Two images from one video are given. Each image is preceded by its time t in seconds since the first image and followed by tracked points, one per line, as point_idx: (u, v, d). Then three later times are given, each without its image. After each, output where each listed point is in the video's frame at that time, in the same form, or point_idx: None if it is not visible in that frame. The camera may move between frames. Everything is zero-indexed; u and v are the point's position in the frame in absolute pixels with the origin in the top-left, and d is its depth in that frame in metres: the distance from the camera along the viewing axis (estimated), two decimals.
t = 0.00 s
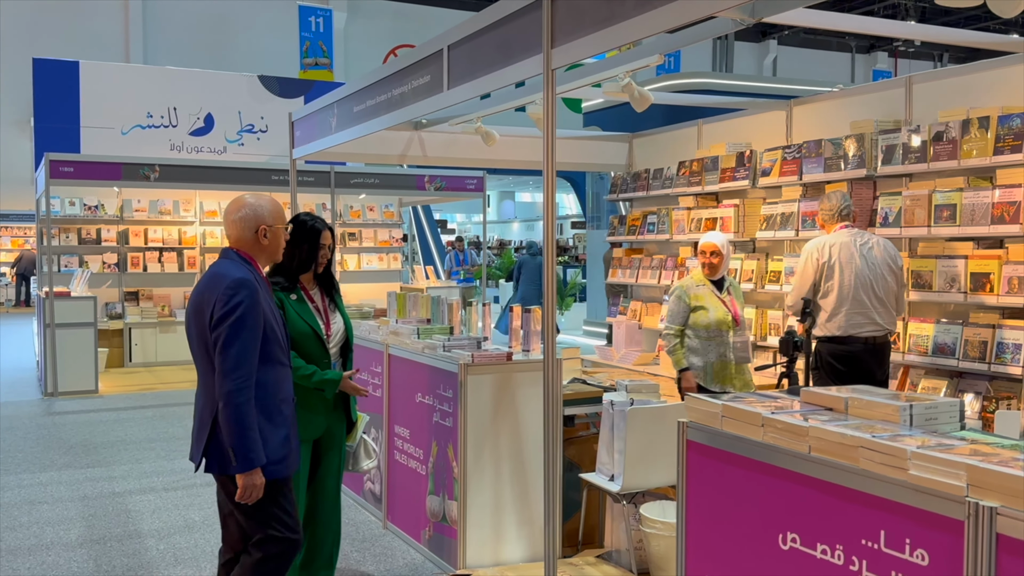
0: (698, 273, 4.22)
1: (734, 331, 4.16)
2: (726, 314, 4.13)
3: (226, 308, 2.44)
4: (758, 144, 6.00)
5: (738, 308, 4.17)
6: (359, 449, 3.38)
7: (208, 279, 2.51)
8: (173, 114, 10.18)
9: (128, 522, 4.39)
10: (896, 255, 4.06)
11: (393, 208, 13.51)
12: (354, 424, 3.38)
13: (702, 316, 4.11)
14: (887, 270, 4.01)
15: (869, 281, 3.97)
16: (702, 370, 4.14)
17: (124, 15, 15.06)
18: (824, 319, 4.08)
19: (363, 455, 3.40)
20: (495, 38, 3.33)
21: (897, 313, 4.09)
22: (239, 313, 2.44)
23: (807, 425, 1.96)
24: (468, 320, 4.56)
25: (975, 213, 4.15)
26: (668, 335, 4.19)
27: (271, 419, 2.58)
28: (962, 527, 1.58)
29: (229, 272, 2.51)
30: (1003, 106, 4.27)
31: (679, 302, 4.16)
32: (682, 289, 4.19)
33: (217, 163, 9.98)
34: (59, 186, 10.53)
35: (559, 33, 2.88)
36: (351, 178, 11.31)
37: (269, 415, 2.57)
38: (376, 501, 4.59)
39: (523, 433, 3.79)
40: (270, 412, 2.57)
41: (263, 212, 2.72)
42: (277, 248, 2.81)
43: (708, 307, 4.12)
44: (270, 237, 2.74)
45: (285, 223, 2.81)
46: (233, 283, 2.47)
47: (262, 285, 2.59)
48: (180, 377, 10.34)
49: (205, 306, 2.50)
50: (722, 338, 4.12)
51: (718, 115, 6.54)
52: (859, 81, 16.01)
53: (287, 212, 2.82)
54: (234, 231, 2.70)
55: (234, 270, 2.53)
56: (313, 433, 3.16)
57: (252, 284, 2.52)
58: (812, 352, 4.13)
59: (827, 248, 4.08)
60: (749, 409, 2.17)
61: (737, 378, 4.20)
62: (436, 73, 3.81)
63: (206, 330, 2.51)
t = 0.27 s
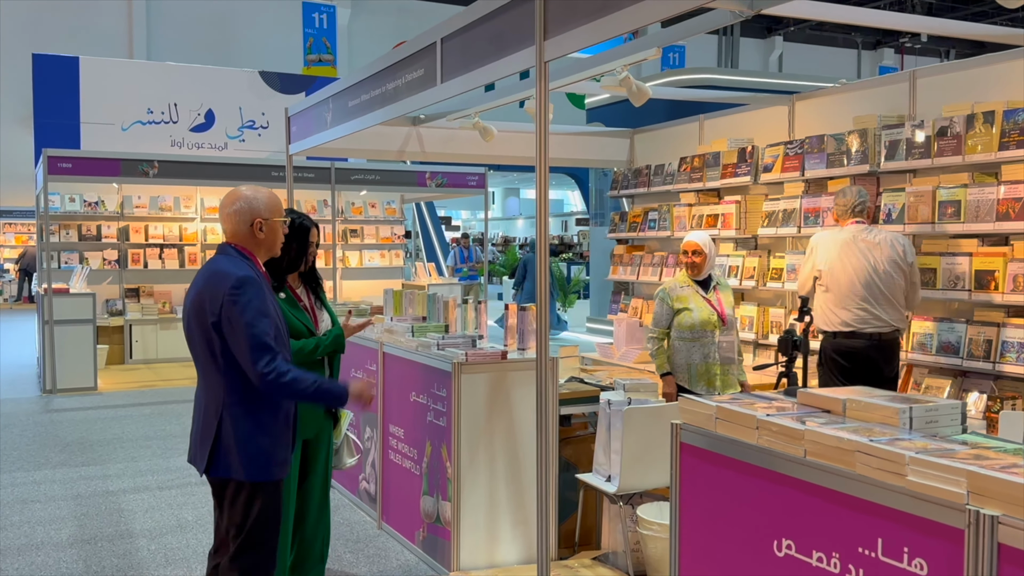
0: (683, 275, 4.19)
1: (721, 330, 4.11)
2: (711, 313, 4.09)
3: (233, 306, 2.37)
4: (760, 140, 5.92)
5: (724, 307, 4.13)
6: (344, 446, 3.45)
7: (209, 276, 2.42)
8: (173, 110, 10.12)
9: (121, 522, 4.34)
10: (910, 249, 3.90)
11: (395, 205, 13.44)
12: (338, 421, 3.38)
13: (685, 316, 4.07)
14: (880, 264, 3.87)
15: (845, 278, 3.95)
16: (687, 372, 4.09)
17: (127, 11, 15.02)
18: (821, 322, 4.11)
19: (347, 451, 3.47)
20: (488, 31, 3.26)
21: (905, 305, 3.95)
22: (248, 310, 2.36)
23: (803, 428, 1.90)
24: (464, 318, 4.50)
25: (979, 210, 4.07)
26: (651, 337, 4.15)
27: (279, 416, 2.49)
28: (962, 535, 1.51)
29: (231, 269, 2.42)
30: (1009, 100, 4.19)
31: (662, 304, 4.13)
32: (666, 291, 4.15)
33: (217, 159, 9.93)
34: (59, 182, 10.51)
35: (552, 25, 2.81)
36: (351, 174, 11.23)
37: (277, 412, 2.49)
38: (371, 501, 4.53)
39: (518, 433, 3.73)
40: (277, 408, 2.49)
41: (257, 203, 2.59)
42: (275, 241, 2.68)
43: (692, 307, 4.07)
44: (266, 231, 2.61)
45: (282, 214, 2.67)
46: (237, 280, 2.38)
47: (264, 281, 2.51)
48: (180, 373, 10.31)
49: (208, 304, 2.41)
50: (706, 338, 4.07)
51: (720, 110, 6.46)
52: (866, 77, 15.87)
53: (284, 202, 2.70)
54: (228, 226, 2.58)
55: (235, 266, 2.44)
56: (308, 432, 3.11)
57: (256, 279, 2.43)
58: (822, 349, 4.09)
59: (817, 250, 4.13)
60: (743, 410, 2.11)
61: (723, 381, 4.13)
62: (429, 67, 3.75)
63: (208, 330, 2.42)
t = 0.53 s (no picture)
0: (683, 272, 4.11)
1: (718, 328, 4.04)
2: (709, 311, 4.01)
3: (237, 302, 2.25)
4: (765, 135, 5.84)
5: (722, 304, 4.05)
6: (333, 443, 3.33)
7: (206, 273, 2.29)
8: (178, 106, 10.04)
9: (117, 521, 4.30)
10: (921, 244, 3.80)
11: (400, 201, 13.37)
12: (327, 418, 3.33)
13: (683, 314, 4.00)
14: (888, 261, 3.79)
15: (853, 282, 3.89)
16: (681, 371, 4.03)
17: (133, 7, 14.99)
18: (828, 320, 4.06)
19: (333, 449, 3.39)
20: (484, 23, 3.20)
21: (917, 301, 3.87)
22: (251, 305, 2.25)
23: (801, 430, 1.84)
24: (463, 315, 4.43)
25: (987, 206, 3.99)
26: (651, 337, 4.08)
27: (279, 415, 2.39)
28: (964, 544, 1.45)
29: (231, 264, 2.30)
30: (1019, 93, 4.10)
31: (660, 303, 4.04)
32: (664, 289, 4.07)
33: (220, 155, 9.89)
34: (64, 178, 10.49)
35: (548, 16, 2.75)
36: (355, 170, 11.15)
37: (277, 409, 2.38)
38: (369, 500, 4.49)
39: (516, 433, 3.67)
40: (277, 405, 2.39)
41: (250, 196, 2.43)
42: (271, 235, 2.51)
43: (689, 306, 4.00)
44: (260, 225, 2.45)
45: (279, 209, 2.49)
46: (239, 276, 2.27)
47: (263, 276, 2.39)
48: (184, 370, 10.29)
49: (206, 302, 2.28)
50: (703, 336, 4.00)
51: (726, 105, 6.37)
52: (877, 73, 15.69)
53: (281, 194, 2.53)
54: (222, 220, 2.44)
55: (233, 262, 2.32)
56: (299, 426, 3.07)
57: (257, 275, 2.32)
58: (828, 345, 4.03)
59: (829, 255, 4.05)
60: (741, 412, 2.05)
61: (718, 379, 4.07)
62: (426, 60, 3.69)
63: (207, 328, 2.30)
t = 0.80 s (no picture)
0: (696, 266, 4.04)
1: (730, 324, 3.93)
2: (720, 305, 3.92)
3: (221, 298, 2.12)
4: (774, 129, 5.73)
5: (734, 298, 3.95)
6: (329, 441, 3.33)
7: (193, 269, 2.17)
8: (187, 101, 9.90)
9: (115, 518, 4.26)
10: (927, 242, 3.70)
11: (409, 197, 13.30)
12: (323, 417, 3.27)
13: (693, 308, 3.92)
14: (891, 260, 3.69)
15: (854, 280, 3.81)
16: (688, 364, 3.94)
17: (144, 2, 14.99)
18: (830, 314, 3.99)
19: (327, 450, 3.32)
20: (483, 12, 3.12)
21: (922, 300, 3.77)
22: (238, 301, 2.12)
23: (798, 433, 1.77)
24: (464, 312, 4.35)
25: (1000, 200, 3.88)
26: (661, 331, 4.02)
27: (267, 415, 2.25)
28: (965, 554, 1.38)
29: (218, 259, 2.18)
30: None
31: (671, 296, 3.98)
32: (675, 283, 4.00)
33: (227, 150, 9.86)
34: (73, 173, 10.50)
35: (545, 4, 2.67)
36: (363, 166, 11.13)
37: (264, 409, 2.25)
38: (369, 499, 4.45)
39: (516, 432, 3.60)
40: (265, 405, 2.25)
41: (240, 189, 2.28)
42: (264, 230, 2.34)
43: (700, 299, 3.93)
44: (248, 219, 2.29)
45: (273, 205, 2.32)
46: (224, 271, 2.14)
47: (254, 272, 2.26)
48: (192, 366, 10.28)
49: (191, 298, 2.17)
50: (713, 330, 3.91)
51: (734, 99, 6.27)
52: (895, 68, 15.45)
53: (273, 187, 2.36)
54: (211, 213, 2.30)
55: (222, 256, 2.19)
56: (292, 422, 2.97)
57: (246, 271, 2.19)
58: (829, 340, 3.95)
59: (837, 255, 3.95)
60: (738, 413, 1.98)
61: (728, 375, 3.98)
62: (425, 52, 3.62)
63: (193, 323, 2.17)
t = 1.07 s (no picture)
0: (707, 260, 3.92)
1: (740, 321, 3.83)
2: (731, 302, 3.82)
3: (186, 295, 2.03)
4: (785, 123, 5.61)
5: (746, 295, 3.84)
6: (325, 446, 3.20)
7: (167, 265, 2.09)
8: (198, 96, 9.90)
9: (113, 516, 4.23)
10: (938, 237, 3.59)
11: (421, 192, 13.22)
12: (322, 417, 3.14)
13: (704, 304, 3.82)
14: (898, 255, 3.60)
15: (864, 276, 3.70)
16: (695, 361, 3.85)
17: None
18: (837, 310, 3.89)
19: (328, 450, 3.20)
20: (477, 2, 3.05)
21: (932, 296, 3.65)
22: (206, 297, 2.03)
23: (789, 435, 1.70)
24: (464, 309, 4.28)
25: (1014, 195, 3.76)
26: (670, 326, 3.93)
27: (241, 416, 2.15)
28: (958, 566, 1.31)
29: (190, 254, 2.08)
30: None
31: (680, 291, 3.88)
32: (685, 278, 3.89)
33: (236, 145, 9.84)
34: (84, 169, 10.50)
35: None
36: (373, 161, 11.12)
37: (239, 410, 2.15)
38: (369, 497, 4.40)
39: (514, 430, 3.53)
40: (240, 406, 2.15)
41: (210, 181, 2.20)
42: (243, 222, 2.27)
43: (711, 295, 3.82)
44: (223, 211, 2.21)
45: (245, 195, 2.23)
46: (192, 267, 2.04)
47: (231, 267, 2.16)
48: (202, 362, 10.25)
49: (164, 294, 2.09)
50: (723, 327, 3.80)
51: (745, 92, 6.14)
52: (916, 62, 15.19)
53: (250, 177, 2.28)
54: (189, 208, 2.24)
55: (197, 251, 2.10)
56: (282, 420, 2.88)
57: (216, 267, 2.08)
58: (835, 337, 3.87)
59: (845, 251, 3.85)
60: (730, 415, 1.91)
61: (737, 372, 3.86)
62: (422, 43, 3.56)
63: (166, 320, 2.09)
